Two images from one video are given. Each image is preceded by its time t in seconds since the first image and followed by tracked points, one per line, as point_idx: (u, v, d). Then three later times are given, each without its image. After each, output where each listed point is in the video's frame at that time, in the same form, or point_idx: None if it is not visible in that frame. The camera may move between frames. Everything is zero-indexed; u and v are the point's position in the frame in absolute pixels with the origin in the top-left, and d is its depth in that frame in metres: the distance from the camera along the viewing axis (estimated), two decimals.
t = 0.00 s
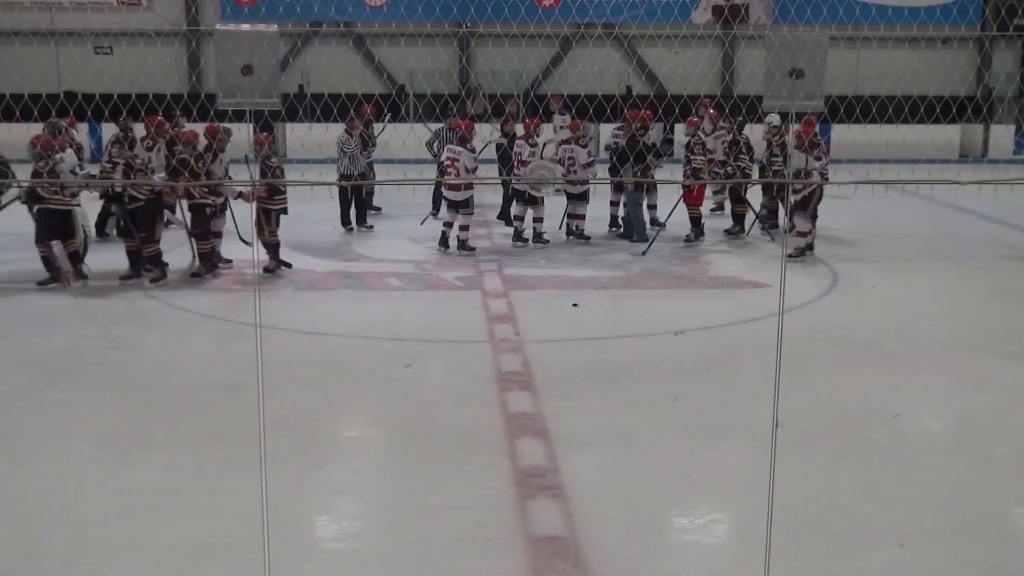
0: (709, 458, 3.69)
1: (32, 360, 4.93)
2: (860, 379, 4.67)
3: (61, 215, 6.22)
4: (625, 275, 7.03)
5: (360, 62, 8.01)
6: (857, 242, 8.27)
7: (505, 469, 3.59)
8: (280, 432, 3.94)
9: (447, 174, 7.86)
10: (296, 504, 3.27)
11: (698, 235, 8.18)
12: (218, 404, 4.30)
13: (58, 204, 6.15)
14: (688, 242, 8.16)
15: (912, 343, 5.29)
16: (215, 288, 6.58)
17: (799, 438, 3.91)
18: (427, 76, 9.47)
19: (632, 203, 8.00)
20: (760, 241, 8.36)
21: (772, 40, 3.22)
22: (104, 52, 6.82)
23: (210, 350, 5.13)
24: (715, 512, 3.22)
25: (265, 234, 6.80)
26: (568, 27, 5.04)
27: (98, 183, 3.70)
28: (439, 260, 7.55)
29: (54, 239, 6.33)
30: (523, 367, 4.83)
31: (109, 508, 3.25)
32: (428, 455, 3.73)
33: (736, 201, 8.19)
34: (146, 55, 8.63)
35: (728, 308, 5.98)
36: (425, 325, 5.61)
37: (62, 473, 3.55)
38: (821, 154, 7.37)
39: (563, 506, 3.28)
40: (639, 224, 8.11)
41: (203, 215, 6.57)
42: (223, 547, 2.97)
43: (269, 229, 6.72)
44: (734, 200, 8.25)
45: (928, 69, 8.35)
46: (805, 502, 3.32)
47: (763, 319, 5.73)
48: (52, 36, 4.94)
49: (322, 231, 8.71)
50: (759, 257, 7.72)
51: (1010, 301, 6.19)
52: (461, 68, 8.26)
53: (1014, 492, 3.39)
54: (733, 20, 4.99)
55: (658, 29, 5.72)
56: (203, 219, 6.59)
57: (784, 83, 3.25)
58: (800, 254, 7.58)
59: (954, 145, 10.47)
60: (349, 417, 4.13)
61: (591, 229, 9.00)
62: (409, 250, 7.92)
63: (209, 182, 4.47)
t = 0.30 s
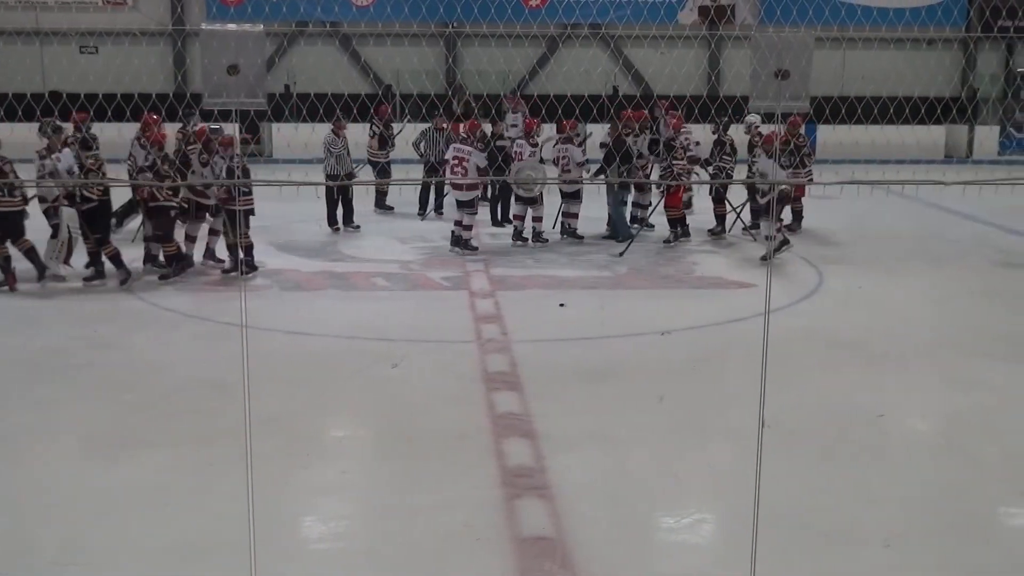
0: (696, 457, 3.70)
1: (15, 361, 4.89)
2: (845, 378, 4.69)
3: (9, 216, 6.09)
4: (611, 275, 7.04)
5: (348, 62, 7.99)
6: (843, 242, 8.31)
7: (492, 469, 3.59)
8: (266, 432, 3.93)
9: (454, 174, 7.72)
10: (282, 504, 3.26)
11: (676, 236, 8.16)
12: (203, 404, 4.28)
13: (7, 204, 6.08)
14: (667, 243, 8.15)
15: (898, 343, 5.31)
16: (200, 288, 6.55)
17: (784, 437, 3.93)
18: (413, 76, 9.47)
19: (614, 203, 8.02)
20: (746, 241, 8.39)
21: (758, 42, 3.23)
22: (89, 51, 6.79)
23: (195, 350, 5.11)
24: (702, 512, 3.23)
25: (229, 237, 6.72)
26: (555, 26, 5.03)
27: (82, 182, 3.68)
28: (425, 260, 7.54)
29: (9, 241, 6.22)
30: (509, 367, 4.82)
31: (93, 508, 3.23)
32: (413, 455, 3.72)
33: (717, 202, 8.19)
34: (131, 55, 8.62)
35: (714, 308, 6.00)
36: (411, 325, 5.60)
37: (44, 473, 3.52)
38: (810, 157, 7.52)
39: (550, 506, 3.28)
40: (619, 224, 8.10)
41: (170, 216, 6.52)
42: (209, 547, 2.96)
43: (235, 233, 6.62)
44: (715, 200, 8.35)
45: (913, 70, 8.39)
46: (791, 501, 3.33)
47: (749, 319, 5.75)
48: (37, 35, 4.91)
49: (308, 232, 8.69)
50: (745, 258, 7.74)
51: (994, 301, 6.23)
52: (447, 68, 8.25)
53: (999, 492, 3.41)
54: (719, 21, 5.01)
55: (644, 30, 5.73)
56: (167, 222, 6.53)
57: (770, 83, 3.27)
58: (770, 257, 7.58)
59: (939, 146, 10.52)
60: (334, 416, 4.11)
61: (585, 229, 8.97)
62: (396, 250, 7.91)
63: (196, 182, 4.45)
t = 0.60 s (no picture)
0: (683, 457, 3.70)
1: None
2: (831, 378, 4.71)
3: None
4: (598, 275, 7.05)
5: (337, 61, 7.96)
6: (829, 242, 8.34)
7: (479, 470, 3.59)
8: (252, 433, 3.92)
9: (460, 171, 7.80)
10: (270, 505, 3.25)
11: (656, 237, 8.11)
12: (190, 406, 4.26)
13: None
14: (646, 243, 8.13)
15: (884, 343, 5.33)
16: (186, 288, 6.53)
17: (771, 436, 3.94)
18: (400, 76, 9.45)
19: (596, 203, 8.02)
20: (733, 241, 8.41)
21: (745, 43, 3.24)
22: (74, 50, 6.76)
23: (182, 351, 5.08)
24: (689, 511, 3.23)
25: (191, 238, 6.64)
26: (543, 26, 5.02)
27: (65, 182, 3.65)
28: (413, 260, 7.53)
29: None
30: (496, 367, 4.82)
31: (78, 509, 3.22)
32: (401, 456, 3.72)
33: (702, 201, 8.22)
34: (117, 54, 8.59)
35: (701, 308, 6.01)
36: (398, 325, 5.59)
37: (28, 476, 3.49)
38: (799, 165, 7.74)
39: (537, 506, 3.29)
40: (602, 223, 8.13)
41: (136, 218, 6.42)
42: (195, 548, 2.95)
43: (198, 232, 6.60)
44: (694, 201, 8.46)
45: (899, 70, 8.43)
46: (777, 500, 3.34)
47: (736, 319, 5.77)
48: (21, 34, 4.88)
49: (295, 232, 8.67)
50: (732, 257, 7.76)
51: (979, 300, 6.26)
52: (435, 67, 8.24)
53: (983, 490, 3.43)
54: (707, 21, 5.00)
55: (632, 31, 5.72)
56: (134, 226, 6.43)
57: (757, 83, 3.27)
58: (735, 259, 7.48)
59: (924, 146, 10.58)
60: (321, 417, 4.10)
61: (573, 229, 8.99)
62: (384, 250, 7.90)
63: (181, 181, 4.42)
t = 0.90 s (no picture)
0: (674, 457, 3.70)
1: None
2: (821, 378, 4.72)
3: None
4: (589, 274, 7.06)
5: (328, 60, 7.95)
6: (819, 242, 8.37)
7: (470, 470, 3.59)
8: (242, 433, 3.91)
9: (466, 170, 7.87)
10: (260, 505, 3.25)
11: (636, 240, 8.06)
12: (180, 406, 4.24)
13: None
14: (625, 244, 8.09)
15: (874, 343, 5.35)
16: (176, 288, 6.51)
17: (761, 436, 3.95)
18: (390, 76, 9.45)
19: (586, 203, 8.08)
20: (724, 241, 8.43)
21: (734, 43, 3.25)
22: (62, 49, 6.73)
23: (172, 351, 5.07)
24: (679, 511, 3.24)
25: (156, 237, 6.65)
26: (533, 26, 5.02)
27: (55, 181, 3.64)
28: (404, 260, 7.53)
29: None
30: (486, 367, 4.82)
31: (68, 510, 3.20)
32: (391, 456, 3.71)
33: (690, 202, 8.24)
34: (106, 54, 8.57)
35: (692, 308, 6.02)
36: (389, 325, 5.59)
37: (17, 478, 3.47)
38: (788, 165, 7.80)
39: (527, 506, 3.29)
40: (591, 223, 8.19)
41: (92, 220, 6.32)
42: (185, 548, 2.94)
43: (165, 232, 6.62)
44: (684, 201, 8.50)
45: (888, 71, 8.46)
46: (767, 500, 3.35)
47: (726, 319, 5.78)
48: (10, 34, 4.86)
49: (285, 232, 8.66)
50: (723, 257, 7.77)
51: (969, 300, 6.28)
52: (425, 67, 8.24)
53: (972, 490, 3.44)
54: (697, 21, 5.01)
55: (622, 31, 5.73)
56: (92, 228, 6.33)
57: (746, 83, 3.29)
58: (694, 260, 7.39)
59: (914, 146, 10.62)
60: (312, 418, 4.10)
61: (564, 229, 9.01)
62: (374, 250, 7.90)
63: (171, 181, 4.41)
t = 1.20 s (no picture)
0: (668, 457, 3.71)
1: None
2: (814, 378, 4.73)
3: None
4: (583, 275, 7.07)
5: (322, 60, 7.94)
6: (813, 242, 8.39)
7: (465, 470, 3.59)
8: (235, 433, 3.91)
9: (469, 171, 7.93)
10: (253, 506, 3.24)
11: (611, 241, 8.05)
12: (174, 407, 4.23)
13: None
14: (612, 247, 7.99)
15: (867, 343, 5.36)
16: (171, 288, 6.51)
17: (755, 436, 3.95)
18: (385, 76, 9.45)
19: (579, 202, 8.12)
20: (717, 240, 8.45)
21: (728, 43, 3.26)
22: (57, 49, 6.72)
23: (165, 352, 5.06)
24: (673, 510, 3.24)
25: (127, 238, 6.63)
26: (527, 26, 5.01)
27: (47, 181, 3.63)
28: (398, 260, 7.53)
29: None
30: (481, 367, 4.83)
31: (62, 511, 3.19)
32: (385, 457, 3.70)
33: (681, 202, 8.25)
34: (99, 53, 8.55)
35: (685, 308, 6.03)
36: (382, 325, 5.59)
37: (12, 478, 3.46)
38: (779, 166, 7.82)
39: (521, 506, 3.29)
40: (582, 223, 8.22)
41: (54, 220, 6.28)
42: (179, 549, 2.94)
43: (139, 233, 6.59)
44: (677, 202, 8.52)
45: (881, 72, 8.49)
46: (761, 500, 3.35)
47: (720, 319, 5.79)
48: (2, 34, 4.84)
49: (280, 232, 8.66)
50: (716, 257, 7.78)
51: (962, 300, 6.30)
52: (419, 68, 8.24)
53: (966, 489, 3.45)
54: (691, 22, 5.01)
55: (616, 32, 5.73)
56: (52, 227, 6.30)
57: (739, 83, 3.29)
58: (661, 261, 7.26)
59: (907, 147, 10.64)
60: (306, 418, 4.09)
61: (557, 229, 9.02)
62: (368, 250, 7.89)
63: (164, 181, 4.40)
